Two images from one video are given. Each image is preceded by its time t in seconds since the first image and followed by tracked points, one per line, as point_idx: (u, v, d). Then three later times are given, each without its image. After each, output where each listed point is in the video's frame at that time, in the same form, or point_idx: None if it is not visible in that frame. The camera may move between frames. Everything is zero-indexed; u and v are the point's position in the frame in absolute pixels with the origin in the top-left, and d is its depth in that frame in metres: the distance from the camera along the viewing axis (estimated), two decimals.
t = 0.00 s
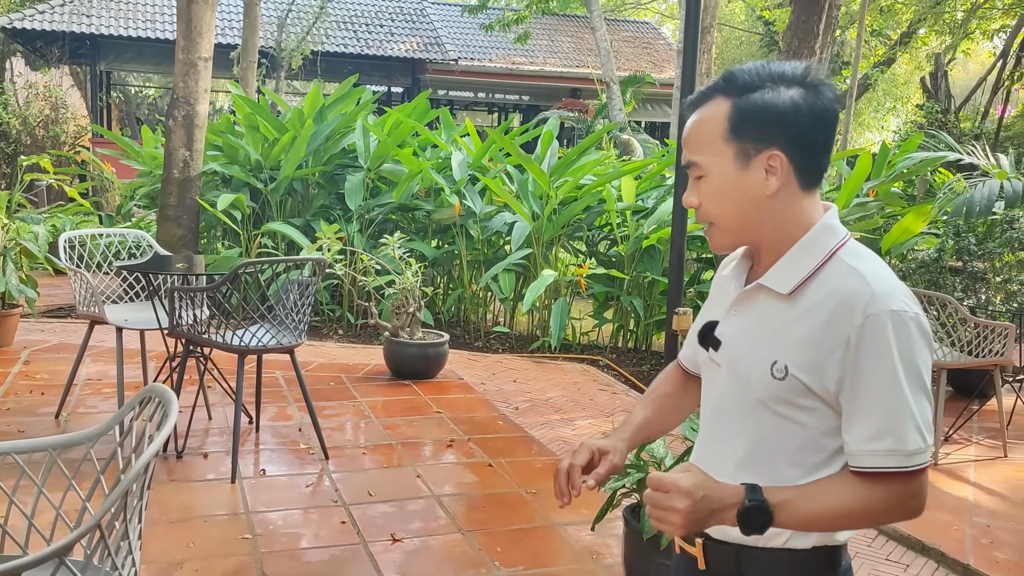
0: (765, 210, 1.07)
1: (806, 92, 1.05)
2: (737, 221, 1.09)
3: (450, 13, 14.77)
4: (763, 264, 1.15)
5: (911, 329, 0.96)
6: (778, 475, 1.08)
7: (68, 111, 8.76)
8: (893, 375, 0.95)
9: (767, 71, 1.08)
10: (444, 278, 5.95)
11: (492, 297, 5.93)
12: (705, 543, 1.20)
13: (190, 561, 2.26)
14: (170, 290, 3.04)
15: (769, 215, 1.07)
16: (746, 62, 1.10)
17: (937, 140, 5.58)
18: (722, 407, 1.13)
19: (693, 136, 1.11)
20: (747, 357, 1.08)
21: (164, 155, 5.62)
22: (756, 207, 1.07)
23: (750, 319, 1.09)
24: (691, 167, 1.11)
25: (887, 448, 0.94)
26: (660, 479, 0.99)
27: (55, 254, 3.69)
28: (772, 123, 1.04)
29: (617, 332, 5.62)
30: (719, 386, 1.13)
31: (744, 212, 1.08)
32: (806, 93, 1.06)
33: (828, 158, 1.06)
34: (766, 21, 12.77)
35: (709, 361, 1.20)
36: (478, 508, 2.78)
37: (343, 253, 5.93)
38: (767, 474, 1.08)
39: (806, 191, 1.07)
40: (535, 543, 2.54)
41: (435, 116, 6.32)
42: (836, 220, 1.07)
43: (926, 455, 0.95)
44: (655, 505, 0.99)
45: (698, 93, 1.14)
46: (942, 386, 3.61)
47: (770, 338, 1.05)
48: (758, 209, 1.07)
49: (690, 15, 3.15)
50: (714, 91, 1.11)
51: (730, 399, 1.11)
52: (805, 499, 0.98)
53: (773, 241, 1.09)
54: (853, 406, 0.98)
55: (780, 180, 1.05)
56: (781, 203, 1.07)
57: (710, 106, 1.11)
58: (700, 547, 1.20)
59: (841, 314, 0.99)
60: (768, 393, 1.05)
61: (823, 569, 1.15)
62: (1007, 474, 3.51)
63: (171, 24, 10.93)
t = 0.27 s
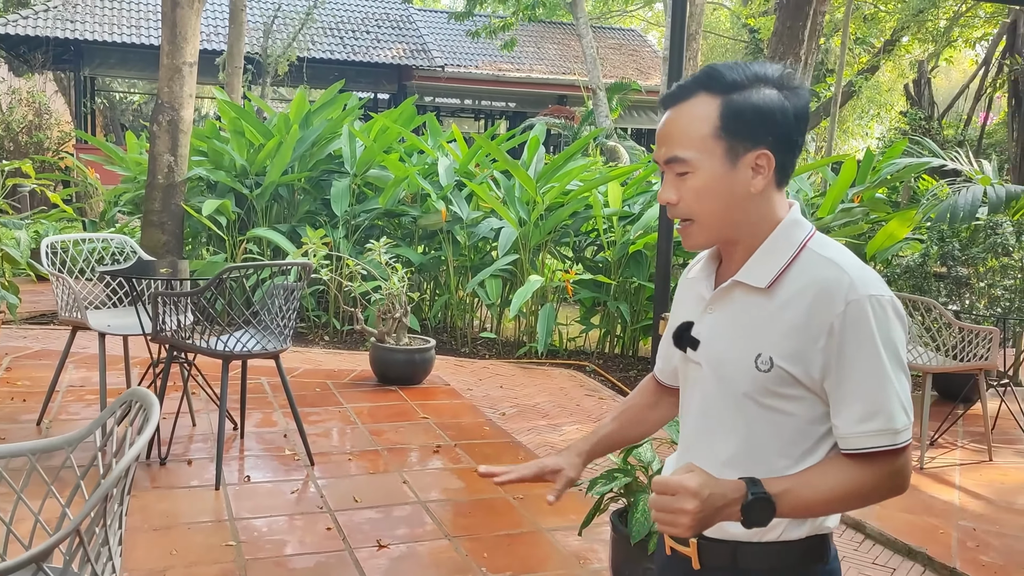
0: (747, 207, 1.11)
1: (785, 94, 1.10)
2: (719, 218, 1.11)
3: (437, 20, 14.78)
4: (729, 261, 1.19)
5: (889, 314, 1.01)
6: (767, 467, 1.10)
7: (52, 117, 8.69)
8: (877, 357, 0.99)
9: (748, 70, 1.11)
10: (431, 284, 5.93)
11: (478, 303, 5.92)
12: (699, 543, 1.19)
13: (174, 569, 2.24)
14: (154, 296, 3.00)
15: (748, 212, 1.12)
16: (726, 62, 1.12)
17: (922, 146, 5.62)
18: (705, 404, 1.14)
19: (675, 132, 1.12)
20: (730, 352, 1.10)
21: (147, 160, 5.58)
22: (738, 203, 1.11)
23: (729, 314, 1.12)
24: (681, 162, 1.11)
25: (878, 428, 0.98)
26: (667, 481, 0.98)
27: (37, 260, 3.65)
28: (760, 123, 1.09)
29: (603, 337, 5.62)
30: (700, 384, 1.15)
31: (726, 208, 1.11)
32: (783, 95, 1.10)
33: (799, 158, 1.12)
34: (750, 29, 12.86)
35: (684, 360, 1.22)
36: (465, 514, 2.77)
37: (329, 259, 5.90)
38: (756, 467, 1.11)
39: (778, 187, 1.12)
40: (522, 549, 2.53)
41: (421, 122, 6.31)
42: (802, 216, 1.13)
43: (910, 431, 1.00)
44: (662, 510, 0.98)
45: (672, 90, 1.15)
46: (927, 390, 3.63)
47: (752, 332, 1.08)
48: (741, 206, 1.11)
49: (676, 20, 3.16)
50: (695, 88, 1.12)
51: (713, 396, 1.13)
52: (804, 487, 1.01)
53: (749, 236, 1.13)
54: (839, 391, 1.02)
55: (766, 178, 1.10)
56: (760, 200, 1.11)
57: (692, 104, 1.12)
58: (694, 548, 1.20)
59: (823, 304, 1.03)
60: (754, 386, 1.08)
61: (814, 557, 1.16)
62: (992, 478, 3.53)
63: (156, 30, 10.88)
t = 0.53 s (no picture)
0: (736, 206, 1.11)
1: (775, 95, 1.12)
2: (712, 219, 1.11)
3: (425, 24, 14.77)
4: (710, 260, 1.19)
5: (873, 308, 1.02)
6: (754, 463, 1.10)
7: (38, 120, 8.63)
8: (862, 352, 1.00)
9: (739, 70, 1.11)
10: (419, 288, 5.91)
11: (467, 307, 5.90)
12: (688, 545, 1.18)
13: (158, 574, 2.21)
14: (139, 299, 2.97)
15: (739, 211, 1.12)
16: (718, 61, 1.12)
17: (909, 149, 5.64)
18: (689, 403, 1.14)
19: (670, 132, 1.10)
20: (714, 351, 1.09)
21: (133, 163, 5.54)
22: (731, 203, 1.10)
23: (713, 313, 1.11)
24: (678, 161, 1.09)
25: (865, 422, 0.99)
26: (669, 483, 0.98)
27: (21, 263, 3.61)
28: (757, 124, 1.09)
29: (592, 341, 5.61)
30: (683, 384, 1.14)
31: (721, 209, 1.10)
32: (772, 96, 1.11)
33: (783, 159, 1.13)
34: (738, 33, 12.91)
35: (666, 360, 1.21)
36: (453, 518, 2.75)
37: (316, 262, 5.87)
38: (743, 464, 1.10)
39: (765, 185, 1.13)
40: (512, 552, 2.52)
41: (409, 125, 6.30)
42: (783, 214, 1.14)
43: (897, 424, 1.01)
44: (667, 513, 0.98)
45: (663, 88, 1.13)
46: (915, 392, 3.64)
47: (737, 330, 1.08)
48: (732, 207, 1.10)
49: (665, 22, 3.16)
50: (690, 87, 1.11)
51: (697, 396, 1.12)
52: (799, 480, 1.01)
53: (736, 234, 1.13)
54: (826, 386, 1.03)
55: (759, 178, 1.11)
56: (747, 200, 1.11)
57: (687, 103, 1.10)
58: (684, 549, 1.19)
59: (807, 300, 1.03)
60: (739, 384, 1.07)
61: (802, 552, 1.16)
62: (980, 480, 3.55)
63: (143, 33, 10.82)
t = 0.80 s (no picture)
0: (722, 207, 1.11)
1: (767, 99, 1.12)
2: (698, 219, 1.10)
3: (412, 26, 14.75)
4: (691, 259, 1.18)
5: (851, 312, 1.03)
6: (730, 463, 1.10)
7: (21, 122, 8.55)
8: (840, 355, 1.00)
9: (732, 70, 1.11)
10: (406, 290, 5.90)
11: (453, 309, 5.89)
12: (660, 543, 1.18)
13: None
14: (121, 301, 2.94)
15: (724, 212, 1.12)
16: (711, 60, 1.11)
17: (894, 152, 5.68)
18: (668, 402, 1.14)
19: (659, 129, 1.10)
20: (694, 350, 1.09)
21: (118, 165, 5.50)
22: (717, 203, 1.10)
23: (693, 313, 1.11)
24: (667, 160, 1.09)
25: (839, 423, 0.99)
26: (637, 463, 0.98)
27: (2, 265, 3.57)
28: (748, 127, 1.09)
29: (579, 343, 5.62)
30: (663, 383, 1.14)
31: (707, 209, 1.10)
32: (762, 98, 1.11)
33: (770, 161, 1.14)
34: (724, 37, 12.98)
35: (645, 358, 1.21)
36: (439, 521, 2.74)
37: (302, 264, 5.85)
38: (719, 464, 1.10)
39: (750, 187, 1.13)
40: (498, 555, 2.51)
41: (396, 127, 6.28)
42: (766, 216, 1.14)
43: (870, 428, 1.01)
44: (631, 491, 0.98)
45: (654, 84, 1.12)
46: (900, 393, 3.67)
47: (716, 330, 1.08)
48: (718, 208, 1.11)
49: (651, 24, 3.16)
50: (682, 85, 1.10)
51: (676, 395, 1.12)
52: (768, 476, 1.01)
53: (719, 235, 1.13)
54: (803, 388, 1.03)
55: (745, 180, 1.11)
56: (732, 201, 1.11)
57: (679, 100, 1.10)
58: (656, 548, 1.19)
59: (787, 301, 1.03)
60: (717, 384, 1.07)
61: (773, 555, 1.16)
62: (964, 480, 3.57)
63: (128, 34, 10.75)
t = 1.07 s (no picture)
0: (705, 199, 1.11)
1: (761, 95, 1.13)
2: (681, 206, 1.10)
3: (395, 27, 14.70)
4: (668, 253, 1.18)
5: (825, 308, 1.03)
6: (700, 458, 1.09)
7: None
8: (811, 351, 1.01)
9: (730, 61, 1.11)
10: (389, 291, 5.88)
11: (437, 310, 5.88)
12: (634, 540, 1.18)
13: None
14: (100, 302, 2.91)
15: (708, 203, 1.12)
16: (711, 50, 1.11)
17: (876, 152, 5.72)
18: (640, 395, 1.13)
19: (654, 111, 1.09)
20: (668, 344, 1.09)
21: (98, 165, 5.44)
22: (701, 193, 1.10)
23: (668, 305, 1.11)
24: (659, 143, 1.08)
25: (807, 421, 1.01)
26: (600, 459, 0.98)
27: None
28: (740, 120, 1.10)
29: (563, 343, 5.61)
30: (636, 376, 1.14)
31: (691, 198, 1.10)
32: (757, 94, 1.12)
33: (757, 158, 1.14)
34: (707, 38, 13.04)
35: (619, 351, 1.20)
36: (423, 522, 2.73)
37: (285, 265, 5.81)
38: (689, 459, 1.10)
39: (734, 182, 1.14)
40: (482, 556, 2.50)
41: (379, 127, 6.26)
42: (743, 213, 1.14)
43: (838, 426, 1.02)
44: (595, 487, 0.98)
45: (653, 68, 1.12)
46: (882, 392, 3.69)
47: (691, 323, 1.07)
48: (703, 198, 1.10)
49: (634, 24, 3.17)
50: (681, 72, 1.10)
51: (649, 387, 1.11)
52: (733, 474, 1.02)
53: (699, 227, 1.13)
54: (775, 383, 1.03)
55: (731, 173, 1.12)
56: (715, 195, 1.12)
57: (675, 85, 1.10)
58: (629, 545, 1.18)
59: (762, 296, 1.03)
60: (691, 377, 1.07)
61: (746, 550, 1.16)
62: (946, 478, 3.60)
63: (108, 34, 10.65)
